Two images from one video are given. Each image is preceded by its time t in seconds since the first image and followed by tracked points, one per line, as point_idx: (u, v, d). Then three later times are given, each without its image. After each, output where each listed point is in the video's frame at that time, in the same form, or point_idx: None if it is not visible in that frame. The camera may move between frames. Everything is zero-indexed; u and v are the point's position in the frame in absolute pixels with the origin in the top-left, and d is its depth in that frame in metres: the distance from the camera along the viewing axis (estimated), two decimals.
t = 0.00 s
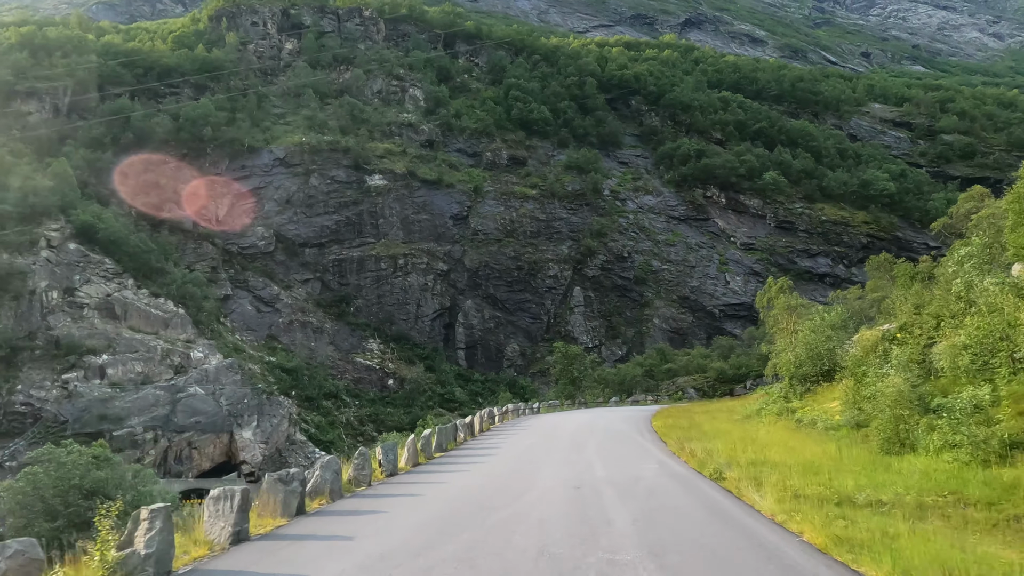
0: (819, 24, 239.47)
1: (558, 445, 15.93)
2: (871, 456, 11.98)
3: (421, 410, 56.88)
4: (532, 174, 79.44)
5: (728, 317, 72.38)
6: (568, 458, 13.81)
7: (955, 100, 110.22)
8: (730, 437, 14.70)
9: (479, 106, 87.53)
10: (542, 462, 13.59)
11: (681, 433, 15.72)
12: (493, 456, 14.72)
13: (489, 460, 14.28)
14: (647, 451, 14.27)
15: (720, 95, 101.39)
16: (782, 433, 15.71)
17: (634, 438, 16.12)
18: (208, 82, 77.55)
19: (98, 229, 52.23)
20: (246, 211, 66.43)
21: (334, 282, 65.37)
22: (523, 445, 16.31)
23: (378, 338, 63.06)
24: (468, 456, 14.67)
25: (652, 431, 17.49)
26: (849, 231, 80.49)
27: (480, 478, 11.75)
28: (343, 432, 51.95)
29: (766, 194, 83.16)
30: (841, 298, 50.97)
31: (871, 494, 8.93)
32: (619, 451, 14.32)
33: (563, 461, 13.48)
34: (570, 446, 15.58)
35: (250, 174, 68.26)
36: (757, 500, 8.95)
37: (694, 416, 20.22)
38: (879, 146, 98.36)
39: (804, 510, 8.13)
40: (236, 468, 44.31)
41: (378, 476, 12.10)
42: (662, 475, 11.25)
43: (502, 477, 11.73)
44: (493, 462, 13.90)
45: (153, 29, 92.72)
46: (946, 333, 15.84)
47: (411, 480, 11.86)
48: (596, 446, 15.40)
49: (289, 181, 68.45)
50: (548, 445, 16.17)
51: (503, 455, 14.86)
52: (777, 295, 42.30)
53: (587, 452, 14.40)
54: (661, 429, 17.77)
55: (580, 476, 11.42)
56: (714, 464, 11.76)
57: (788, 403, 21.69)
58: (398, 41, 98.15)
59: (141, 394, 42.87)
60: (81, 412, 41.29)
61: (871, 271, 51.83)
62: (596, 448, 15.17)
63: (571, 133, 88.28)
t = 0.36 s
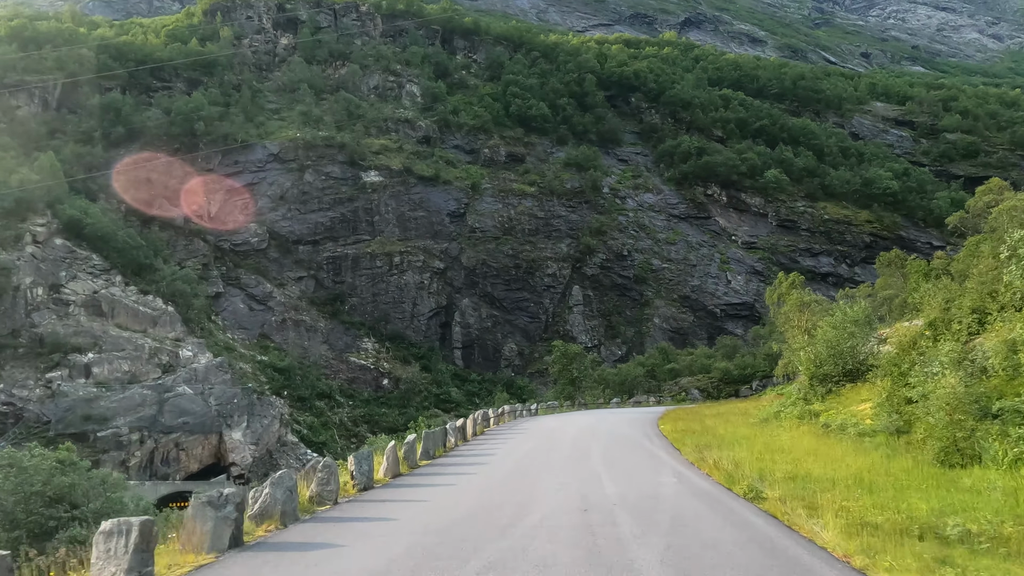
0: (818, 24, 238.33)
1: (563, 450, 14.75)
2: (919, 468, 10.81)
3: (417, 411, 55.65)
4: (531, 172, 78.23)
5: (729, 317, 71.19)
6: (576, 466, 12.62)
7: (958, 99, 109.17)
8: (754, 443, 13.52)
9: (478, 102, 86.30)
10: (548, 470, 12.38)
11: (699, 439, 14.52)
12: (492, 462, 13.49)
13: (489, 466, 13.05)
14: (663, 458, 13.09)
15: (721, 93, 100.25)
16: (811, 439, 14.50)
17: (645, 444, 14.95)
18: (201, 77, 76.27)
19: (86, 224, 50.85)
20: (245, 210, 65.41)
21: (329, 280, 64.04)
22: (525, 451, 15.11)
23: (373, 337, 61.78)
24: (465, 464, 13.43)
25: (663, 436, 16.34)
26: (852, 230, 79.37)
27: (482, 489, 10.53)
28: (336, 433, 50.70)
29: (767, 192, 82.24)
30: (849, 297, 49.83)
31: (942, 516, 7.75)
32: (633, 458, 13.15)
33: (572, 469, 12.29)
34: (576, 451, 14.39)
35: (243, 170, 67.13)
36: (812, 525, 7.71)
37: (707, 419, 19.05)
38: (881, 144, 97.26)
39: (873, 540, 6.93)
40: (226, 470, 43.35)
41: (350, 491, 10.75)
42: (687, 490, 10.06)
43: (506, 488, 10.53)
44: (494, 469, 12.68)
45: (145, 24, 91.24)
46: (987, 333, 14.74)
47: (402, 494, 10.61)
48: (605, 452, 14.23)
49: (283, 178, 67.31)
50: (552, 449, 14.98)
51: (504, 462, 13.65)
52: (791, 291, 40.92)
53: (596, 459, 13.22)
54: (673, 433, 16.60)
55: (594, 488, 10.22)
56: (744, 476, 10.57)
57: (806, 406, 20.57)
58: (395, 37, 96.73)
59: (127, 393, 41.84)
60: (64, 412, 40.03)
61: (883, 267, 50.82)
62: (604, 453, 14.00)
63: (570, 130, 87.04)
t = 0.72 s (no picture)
0: (817, 24, 237.28)
1: (567, 458, 13.50)
2: (978, 483, 9.61)
3: (412, 412, 54.46)
4: (529, 169, 77.02)
5: (731, 316, 69.99)
6: (584, 477, 11.39)
7: (961, 97, 108.09)
8: (782, 454, 12.27)
9: (476, 98, 85.04)
10: (554, 482, 11.12)
11: (722, 447, 13.28)
12: (492, 473, 12.21)
13: (485, 478, 11.77)
14: (681, 471, 11.86)
15: (721, 90, 99.15)
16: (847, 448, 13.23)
17: (659, 451, 13.73)
18: (194, 71, 74.85)
19: (73, 220, 49.46)
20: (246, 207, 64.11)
21: (323, 278, 62.77)
22: (527, 459, 13.86)
23: (368, 336, 60.51)
24: (460, 475, 12.16)
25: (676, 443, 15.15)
26: (855, 229, 78.27)
27: (482, 510, 9.24)
28: (329, 435, 49.45)
29: (769, 190, 81.16)
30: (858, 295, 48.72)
31: None
32: (647, 469, 11.91)
33: (581, 481, 11.04)
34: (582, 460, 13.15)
35: (237, 166, 66.10)
36: (887, 561, 6.45)
37: (720, 423, 17.85)
38: (884, 142, 96.16)
39: None
40: (215, 472, 42.32)
41: (313, 514, 9.15)
42: (717, 512, 8.82)
43: (510, 508, 9.23)
44: (493, 482, 11.37)
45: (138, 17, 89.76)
46: None
47: (385, 511, 9.28)
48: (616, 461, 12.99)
49: (277, 174, 66.23)
50: (556, 458, 13.71)
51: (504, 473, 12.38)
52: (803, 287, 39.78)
53: (607, 471, 11.95)
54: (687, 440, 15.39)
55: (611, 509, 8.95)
56: (781, 493, 9.36)
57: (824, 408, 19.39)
58: (392, 32, 95.31)
59: (114, 393, 40.71)
60: (48, 412, 38.62)
61: (894, 263, 49.93)
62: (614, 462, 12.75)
63: (569, 127, 85.85)
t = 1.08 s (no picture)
0: (817, 24, 236.05)
1: (569, 468, 12.16)
2: None
3: (407, 412, 53.29)
4: (528, 165, 75.82)
5: (733, 315, 68.78)
6: (592, 491, 10.03)
7: (964, 95, 107.07)
8: (814, 465, 10.95)
9: (474, 94, 83.82)
10: (557, 496, 9.76)
11: (750, 457, 11.82)
12: (485, 487, 10.84)
13: (477, 493, 10.40)
14: (701, 482, 10.53)
15: (722, 87, 98.06)
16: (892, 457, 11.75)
17: (672, 460, 12.41)
18: (187, 65, 73.47)
19: (60, 215, 48.06)
20: (246, 206, 62.91)
21: (317, 275, 61.56)
22: (526, 466, 12.53)
23: (363, 335, 59.27)
24: (448, 489, 10.79)
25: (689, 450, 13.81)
26: (858, 227, 77.18)
27: (473, 539, 7.81)
28: (322, 436, 48.21)
29: (771, 188, 80.12)
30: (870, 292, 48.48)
31: None
32: (662, 481, 10.57)
33: (589, 496, 9.70)
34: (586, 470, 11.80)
35: (230, 161, 64.93)
36: None
37: (734, 427, 16.51)
38: (887, 140, 95.07)
39: None
40: (203, 474, 41.00)
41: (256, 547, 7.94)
42: (755, 536, 7.47)
43: (510, 536, 7.81)
44: (487, 498, 9.94)
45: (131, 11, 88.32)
46: None
47: (351, 544, 7.87)
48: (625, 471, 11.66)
49: (270, 169, 65.04)
50: (557, 467, 12.36)
51: (499, 486, 11.02)
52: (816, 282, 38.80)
53: (617, 484, 10.60)
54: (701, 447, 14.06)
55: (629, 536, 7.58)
56: (827, 513, 7.99)
57: (845, 409, 18.05)
58: (390, 28, 94.08)
59: (99, 393, 39.40)
60: (30, 412, 36.94)
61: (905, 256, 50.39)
62: (623, 473, 11.40)
63: (568, 123, 84.67)
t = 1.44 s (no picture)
0: (817, 23, 234.78)
1: (572, 471, 10.98)
2: None
3: (403, 412, 52.11)
4: (527, 161, 74.63)
5: (736, 314, 67.59)
6: (598, 495, 8.85)
7: (967, 93, 106.16)
8: (846, 469, 9.76)
9: (472, 90, 82.56)
10: (560, 500, 8.58)
11: (782, 464, 10.34)
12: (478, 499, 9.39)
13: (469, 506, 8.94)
14: (719, 488, 9.37)
15: (724, 84, 96.89)
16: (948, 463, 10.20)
17: (685, 464, 11.25)
18: (181, 59, 72.20)
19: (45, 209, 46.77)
20: (244, 204, 61.60)
21: (311, 273, 60.32)
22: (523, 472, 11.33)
23: (358, 333, 58.06)
24: (435, 502, 9.42)
25: (701, 454, 12.65)
26: (862, 224, 76.07)
27: (462, 563, 6.30)
28: (315, 436, 46.99)
29: (773, 185, 79.00)
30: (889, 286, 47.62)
31: None
32: (676, 486, 9.41)
33: (594, 500, 8.51)
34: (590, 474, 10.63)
35: (223, 156, 63.55)
36: None
37: (749, 429, 15.35)
38: (889, 137, 94.03)
39: None
40: (192, 476, 39.76)
41: None
42: (801, 557, 6.21)
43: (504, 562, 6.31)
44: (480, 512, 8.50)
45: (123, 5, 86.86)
46: None
47: (308, 568, 6.52)
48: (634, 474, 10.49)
49: (264, 164, 63.85)
50: (558, 471, 11.18)
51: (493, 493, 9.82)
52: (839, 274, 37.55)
53: (626, 487, 9.44)
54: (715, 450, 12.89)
55: (645, 553, 6.38)
56: (876, 523, 6.80)
57: (865, 405, 16.90)
58: (387, 23, 92.73)
59: (84, 392, 38.14)
60: (11, 412, 35.79)
61: (920, 252, 49.98)
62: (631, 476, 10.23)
63: (568, 120, 83.47)
